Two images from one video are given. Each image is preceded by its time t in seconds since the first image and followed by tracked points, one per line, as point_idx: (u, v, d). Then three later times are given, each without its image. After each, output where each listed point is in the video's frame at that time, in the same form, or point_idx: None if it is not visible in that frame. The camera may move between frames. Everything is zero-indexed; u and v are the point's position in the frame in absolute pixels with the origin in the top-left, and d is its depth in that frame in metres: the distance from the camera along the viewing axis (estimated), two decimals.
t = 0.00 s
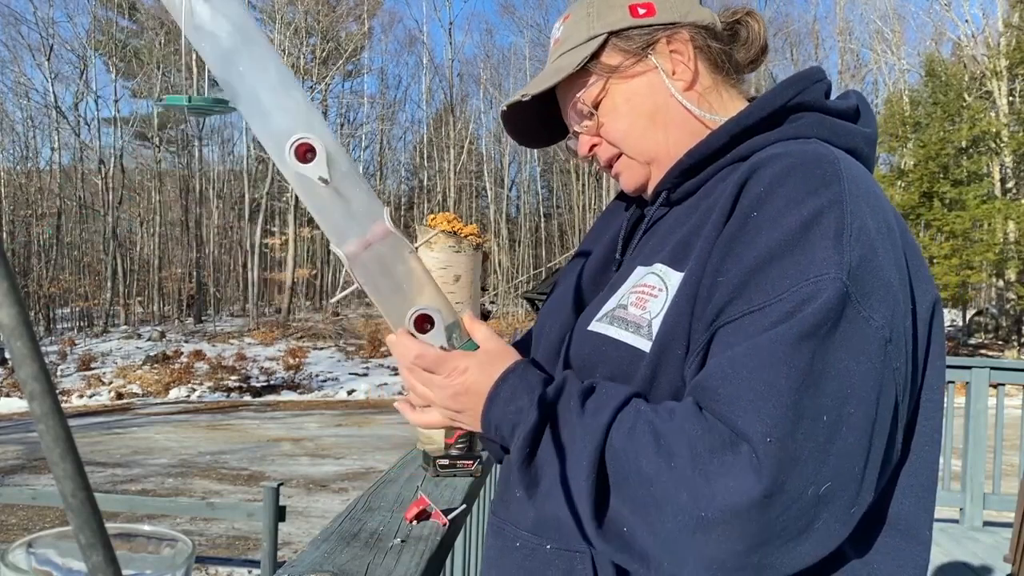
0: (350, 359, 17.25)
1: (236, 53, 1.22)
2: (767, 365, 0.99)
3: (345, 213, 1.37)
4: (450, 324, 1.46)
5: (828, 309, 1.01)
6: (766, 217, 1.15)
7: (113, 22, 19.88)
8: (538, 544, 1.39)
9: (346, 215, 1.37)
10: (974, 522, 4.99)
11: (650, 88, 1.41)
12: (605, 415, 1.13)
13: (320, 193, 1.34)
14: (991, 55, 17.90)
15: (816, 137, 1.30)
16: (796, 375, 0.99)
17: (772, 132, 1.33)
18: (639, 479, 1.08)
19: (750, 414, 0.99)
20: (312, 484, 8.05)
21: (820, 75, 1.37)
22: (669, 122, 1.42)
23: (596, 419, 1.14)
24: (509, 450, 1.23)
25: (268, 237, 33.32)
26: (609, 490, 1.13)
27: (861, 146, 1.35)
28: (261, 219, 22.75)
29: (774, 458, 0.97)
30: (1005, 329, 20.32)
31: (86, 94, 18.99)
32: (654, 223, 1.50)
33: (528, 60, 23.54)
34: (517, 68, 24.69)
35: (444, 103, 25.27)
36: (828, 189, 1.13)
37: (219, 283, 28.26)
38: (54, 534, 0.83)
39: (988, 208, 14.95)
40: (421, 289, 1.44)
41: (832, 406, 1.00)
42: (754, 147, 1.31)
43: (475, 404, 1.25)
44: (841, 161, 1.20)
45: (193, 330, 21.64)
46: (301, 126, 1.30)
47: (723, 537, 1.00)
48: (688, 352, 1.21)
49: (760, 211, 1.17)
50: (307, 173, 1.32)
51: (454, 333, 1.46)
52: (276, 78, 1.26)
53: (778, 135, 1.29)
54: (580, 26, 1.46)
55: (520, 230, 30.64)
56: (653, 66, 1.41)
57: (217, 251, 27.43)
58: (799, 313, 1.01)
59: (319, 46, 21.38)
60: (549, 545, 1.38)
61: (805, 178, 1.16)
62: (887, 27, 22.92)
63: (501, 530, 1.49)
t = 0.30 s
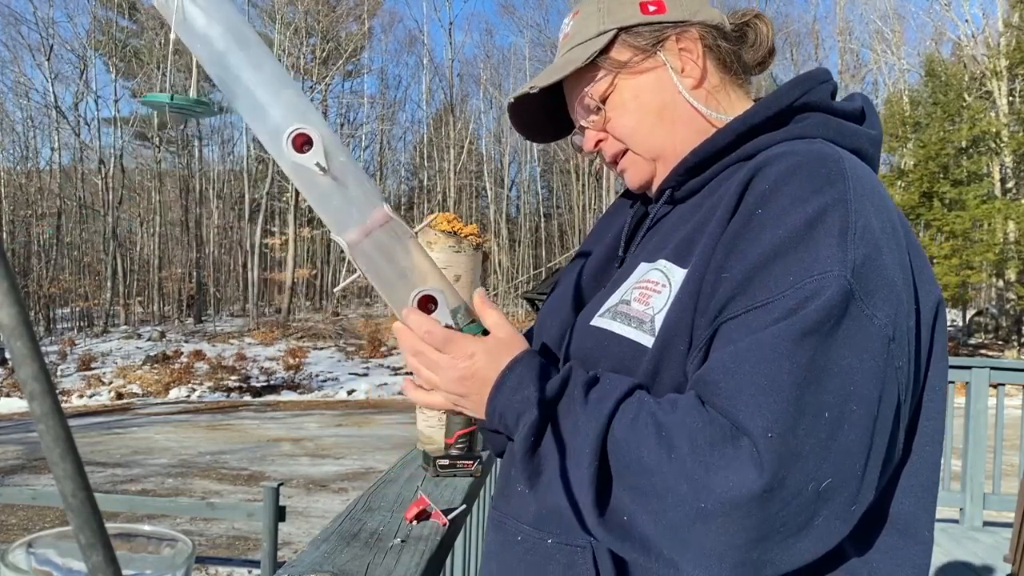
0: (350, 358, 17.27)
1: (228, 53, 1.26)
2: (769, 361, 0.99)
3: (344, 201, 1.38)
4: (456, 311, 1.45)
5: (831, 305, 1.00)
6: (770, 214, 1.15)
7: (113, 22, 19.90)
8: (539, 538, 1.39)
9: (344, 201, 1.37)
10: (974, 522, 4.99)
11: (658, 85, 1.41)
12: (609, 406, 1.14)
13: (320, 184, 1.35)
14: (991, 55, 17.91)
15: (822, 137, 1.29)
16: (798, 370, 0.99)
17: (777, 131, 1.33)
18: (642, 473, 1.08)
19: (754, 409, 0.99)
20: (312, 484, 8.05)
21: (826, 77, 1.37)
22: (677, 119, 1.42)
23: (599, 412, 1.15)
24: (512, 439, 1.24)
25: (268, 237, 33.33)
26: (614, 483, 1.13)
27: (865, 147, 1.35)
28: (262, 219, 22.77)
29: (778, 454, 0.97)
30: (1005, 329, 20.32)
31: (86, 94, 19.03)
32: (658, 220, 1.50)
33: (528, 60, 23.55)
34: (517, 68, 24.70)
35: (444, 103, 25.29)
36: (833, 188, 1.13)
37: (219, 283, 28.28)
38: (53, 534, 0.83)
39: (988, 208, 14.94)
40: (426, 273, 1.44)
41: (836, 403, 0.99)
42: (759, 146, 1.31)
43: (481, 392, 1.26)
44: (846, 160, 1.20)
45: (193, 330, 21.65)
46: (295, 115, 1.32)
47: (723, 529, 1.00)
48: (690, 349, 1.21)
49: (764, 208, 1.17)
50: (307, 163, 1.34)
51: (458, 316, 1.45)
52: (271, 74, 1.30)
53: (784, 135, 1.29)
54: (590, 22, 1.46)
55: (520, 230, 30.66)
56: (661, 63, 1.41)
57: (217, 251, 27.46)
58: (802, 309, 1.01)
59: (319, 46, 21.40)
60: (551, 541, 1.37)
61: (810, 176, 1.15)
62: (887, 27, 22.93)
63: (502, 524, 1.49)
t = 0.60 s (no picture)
0: (350, 358, 17.28)
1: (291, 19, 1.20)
2: (780, 361, 0.99)
3: (378, 190, 1.31)
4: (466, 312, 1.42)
5: (840, 306, 1.00)
6: (776, 215, 1.15)
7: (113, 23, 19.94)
8: (542, 538, 1.39)
9: (380, 186, 1.31)
10: (974, 522, 4.99)
11: (664, 84, 1.40)
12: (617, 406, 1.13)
13: (359, 169, 1.29)
14: (991, 55, 17.91)
15: (825, 138, 1.29)
16: (808, 372, 0.98)
17: (781, 132, 1.33)
18: (650, 473, 1.07)
19: (762, 409, 0.99)
20: (312, 484, 8.05)
21: (830, 78, 1.37)
22: (681, 118, 1.41)
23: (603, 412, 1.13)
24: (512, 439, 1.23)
25: (268, 237, 33.36)
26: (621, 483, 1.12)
27: (870, 148, 1.35)
28: (262, 219, 22.79)
29: (787, 454, 0.97)
30: (1005, 329, 20.32)
31: (86, 93, 19.08)
32: (660, 220, 1.49)
33: (528, 60, 23.56)
34: (517, 68, 24.71)
35: (444, 103, 25.32)
36: (839, 189, 1.13)
37: (219, 283, 28.31)
38: (54, 534, 0.83)
39: (988, 208, 14.91)
40: (435, 269, 1.37)
41: (844, 403, 0.99)
42: (764, 146, 1.31)
43: (479, 391, 1.25)
44: (851, 163, 1.20)
45: (193, 330, 21.65)
46: (339, 95, 1.25)
47: (731, 532, 0.99)
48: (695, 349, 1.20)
49: (770, 208, 1.17)
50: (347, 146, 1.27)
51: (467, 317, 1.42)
52: (325, 50, 1.23)
53: (788, 136, 1.29)
54: (595, 21, 1.45)
55: (520, 230, 30.68)
56: (667, 62, 1.40)
57: (217, 252, 27.50)
58: (810, 309, 1.01)
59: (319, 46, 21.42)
60: (554, 541, 1.38)
61: (815, 178, 1.16)
62: (887, 27, 22.94)
63: (505, 524, 1.49)
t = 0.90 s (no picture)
0: (350, 358, 17.28)
1: None
2: (799, 362, 0.97)
3: (417, 177, 1.28)
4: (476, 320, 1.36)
5: (858, 307, 0.99)
6: (787, 216, 1.15)
7: (113, 22, 19.99)
8: (548, 538, 1.39)
9: (422, 173, 1.28)
10: (973, 522, 4.99)
11: (670, 83, 1.40)
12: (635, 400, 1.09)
13: (405, 153, 1.27)
14: (991, 55, 17.94)
15: (831, 140, 1.29)
16: (828, 372, 0.97)
17: (787, 133, 1.33)
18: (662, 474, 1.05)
19: (780, 409, 0.97)
20: (312, 484, 8.05)
21: (835, 79, 1.37)
22: (688, 118, 1.41)
23: (615, 409, 1.10)
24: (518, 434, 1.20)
25: (267, 237, 33.35)
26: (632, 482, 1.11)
27: (875, 150, 1.35)
28: (262, 219, 22.81)
29: (803, 457, 0.95)
30: (1005, 329, 20.32)
31: (87, 93, 19.12)
32: (665, 221, 1.49)
33: (528, 60, 23.55)
34: (517, 68, 24.73)
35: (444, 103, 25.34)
36: (849, 190, 1.12)
37: (219, 284, 28.33)
38: (54, 534, 0.83)
39: (988, 208, 14.91)
40: (443, 272, 1.33)
41: (859, 404, 0.98)
42: (770, 147, 1.31)
43: (485, 389, 1.21)
44: (859, 164, 1.20)
45: (194, 330, 21.65)
46: (403, 77, 1.26)
47: (749, 532, 0.97)
48: (704, 351, 1.19)
49: (780, 210, 1.17)
50: (398, 128, 1.26)
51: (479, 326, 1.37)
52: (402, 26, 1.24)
53: (795, 136, 1.29)
54: (602, 19, 1.45)
55: (520, 230, 30.72)
56: (674, 61, 1.40)
57: (217, 252, 27.52)
58: (825, 309, 1.00)
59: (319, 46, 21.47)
60: (559, 540, 1.38)
61: (825, 178, 1.15)
62: (887, 27, 22.96)
63: (510, 525, 1.48)
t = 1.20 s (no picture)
0: (350, 359, 17.28)
1: None
2: (811, 363, 0.97)
3: (444, 176, 1.28)
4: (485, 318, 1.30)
5: (867, 309, 0.99)
6: (794, 218, 1.14)
7: (112, 22, 20.02)
8: (551, 538, 1.39)
9: (448, 171, 1.28)
10: (974, 522, 4.99)
11: (678, 82, 1.40)
12: (649, 397, 1.08)
13: (432, 149, 1.27)
14: (991, 55, 17.93)
15: (836, 142, 1.29)
16: (840, 373, 0.96)
17: (794, 134, 1.33)
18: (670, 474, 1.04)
19: (789, 410, 0.97)
20: (312, 484, 8.05)
21: (841, 81, 1.37)
22: (695, 118, 1.40)
23: (622, 405, 1.09)
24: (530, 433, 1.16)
25: (267, 237, 33.33)
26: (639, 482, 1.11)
27: (880, 151, 1.35)
28: (262, 219, 22.81)
29: (812, 458, 0.95)
30: (1005, 329, 20.31)
31: (86, 93, 19.14)
32: (670, 220, 1.49)
33: (528, 60, 23.54)
34: (517, 68, 24.74)
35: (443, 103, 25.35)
36: (857, 191, 1.12)
37: (218, 284, 28.34)
38: (54, 534, 0.83)
39: (988, 208, 14.90)
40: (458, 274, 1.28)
41: (870, 405, 0.97)
42: (776, 147, 1.31)
43: (493, 391, 1.16)
44: (864, 166, 1.20)
45: (193, 330, 21.65)
46: (441, 76, 1.25)
47: (760, 531, 0.97)
48: (709, 352, 1.19)
49: (788, 212, 1.16)
50: (431, 127, 1.26)
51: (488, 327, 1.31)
52: (443, 28, 1.23)
53: (802, 137, 1.29)
54: (611, 14, 1.43)
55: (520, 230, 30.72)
56: (682, 59, 1.39)
57: (217, 252, 27.54)
58: (836, 310, 1.00)
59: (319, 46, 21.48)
60: (563, 541, 1.37)
61: (832, 179, 1.15)
62: (887, 27, 22.98)
63: (513, 525, 1.48)
